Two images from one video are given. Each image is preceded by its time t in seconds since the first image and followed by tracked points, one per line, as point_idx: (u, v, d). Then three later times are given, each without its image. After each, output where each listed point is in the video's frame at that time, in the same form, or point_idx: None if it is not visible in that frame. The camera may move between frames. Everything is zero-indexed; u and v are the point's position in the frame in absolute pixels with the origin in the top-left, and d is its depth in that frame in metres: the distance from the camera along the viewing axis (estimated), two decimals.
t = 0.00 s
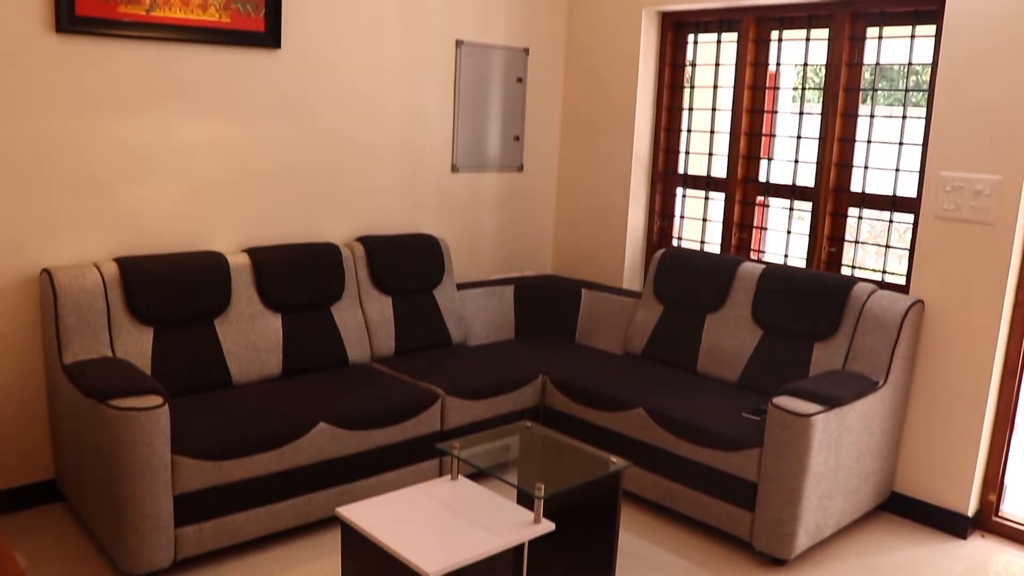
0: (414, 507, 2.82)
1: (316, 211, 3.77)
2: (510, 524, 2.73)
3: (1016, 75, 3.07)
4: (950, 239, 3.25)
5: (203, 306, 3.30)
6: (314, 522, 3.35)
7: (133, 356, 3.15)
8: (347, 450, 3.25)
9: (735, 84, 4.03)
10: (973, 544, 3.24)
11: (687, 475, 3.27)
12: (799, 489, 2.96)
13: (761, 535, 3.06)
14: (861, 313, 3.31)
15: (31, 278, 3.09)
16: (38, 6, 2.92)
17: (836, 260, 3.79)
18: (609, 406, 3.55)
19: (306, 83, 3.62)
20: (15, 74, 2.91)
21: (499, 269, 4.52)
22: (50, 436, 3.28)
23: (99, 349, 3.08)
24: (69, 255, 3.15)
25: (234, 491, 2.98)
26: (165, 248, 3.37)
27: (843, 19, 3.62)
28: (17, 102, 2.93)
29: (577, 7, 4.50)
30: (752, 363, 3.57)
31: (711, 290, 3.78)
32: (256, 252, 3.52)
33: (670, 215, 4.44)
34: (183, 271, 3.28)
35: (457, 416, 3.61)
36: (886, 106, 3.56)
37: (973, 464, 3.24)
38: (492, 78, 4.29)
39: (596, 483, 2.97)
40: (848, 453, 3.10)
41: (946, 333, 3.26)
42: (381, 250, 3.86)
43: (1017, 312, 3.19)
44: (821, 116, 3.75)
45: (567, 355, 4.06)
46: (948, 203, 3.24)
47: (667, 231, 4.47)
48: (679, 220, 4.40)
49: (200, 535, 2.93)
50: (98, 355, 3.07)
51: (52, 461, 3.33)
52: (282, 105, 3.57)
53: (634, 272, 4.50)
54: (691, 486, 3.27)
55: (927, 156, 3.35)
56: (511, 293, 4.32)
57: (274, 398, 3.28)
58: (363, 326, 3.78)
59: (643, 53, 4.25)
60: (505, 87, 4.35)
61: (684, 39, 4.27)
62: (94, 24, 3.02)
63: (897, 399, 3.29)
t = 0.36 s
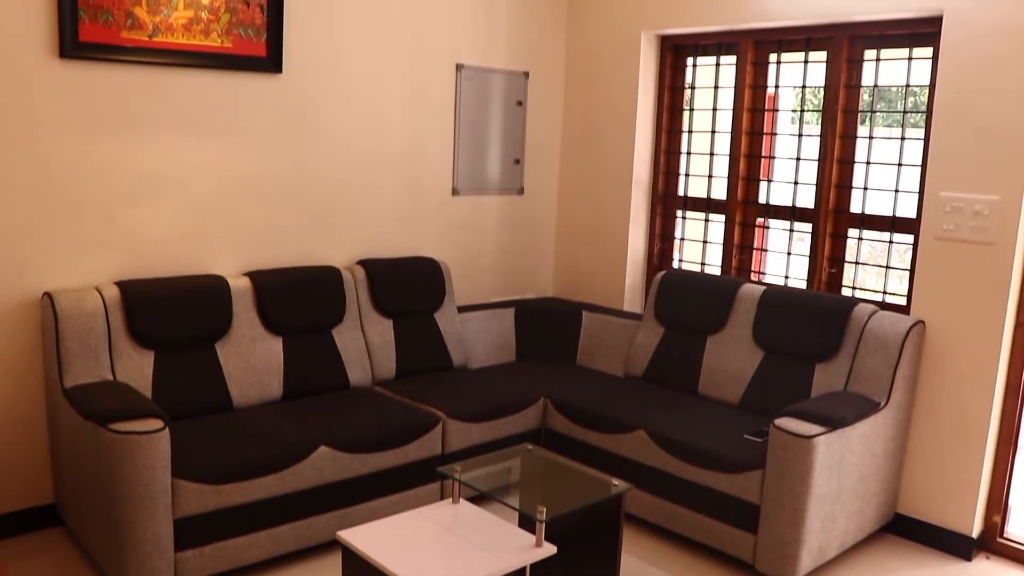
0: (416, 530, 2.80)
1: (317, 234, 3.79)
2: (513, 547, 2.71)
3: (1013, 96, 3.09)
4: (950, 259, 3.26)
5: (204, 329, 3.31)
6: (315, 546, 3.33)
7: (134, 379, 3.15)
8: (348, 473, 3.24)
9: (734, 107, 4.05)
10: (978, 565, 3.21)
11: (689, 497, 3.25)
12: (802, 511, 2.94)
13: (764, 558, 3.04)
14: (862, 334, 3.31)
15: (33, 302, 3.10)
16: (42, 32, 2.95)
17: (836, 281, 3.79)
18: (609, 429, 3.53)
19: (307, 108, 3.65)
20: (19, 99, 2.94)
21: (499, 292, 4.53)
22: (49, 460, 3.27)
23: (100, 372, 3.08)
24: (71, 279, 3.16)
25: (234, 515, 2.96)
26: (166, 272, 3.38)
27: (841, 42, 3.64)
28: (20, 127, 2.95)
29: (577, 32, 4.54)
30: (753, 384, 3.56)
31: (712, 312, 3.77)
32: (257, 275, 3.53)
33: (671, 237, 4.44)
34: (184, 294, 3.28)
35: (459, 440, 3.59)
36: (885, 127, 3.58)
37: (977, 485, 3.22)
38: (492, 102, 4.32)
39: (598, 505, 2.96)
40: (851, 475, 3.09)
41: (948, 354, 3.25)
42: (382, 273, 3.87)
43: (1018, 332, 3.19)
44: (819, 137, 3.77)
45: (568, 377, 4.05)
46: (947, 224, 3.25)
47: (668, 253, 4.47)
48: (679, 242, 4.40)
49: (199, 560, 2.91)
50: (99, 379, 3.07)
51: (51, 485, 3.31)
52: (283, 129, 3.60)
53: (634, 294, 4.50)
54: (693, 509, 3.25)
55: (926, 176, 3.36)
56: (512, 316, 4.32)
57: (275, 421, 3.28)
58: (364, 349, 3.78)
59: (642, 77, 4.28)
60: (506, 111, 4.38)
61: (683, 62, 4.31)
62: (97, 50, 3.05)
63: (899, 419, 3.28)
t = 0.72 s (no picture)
0: (417, 553, 2.78)
1: (318, 256, 3.80)
2: (514, 570, 2.69)
3: (1011, 116, 3.10)
4: (951, 278, 3.25)
5: (205, 352, 3.31)
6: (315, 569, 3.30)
7: (134, 402, 3.14)
8: (349, 495, 3.22)
9: (734, 127, 4.07)
10: None
11: (691, 518, 3.23)
12: (805, 532, 2.91)
13: None
14: (863, 354, 3.30)
15: (34, 324, 3.11)
16: (45, 56, 2.99)
17: (837, 301, 3.79)
18: (610, 450, 3.51)
19: (309, 130, 3.68)
20: (22, 122, 2.97)
21: (500, 313, 4.53)
22: (49, 483, 3.26)
23: (100, 395, 3.08)
24: (72, 301, 3.18)
25: (234, 538, 2.94)
26: (167, 294, 3.39)
27: (839, 62, 3.67)
28: (24, 149, 2.98)
29: (577, 55, 4.58)
30: (755, 404, 3.54)
31: (713, 333, 3.76)
32: (258, 297, 3.54)
33: (671, 258, 4.45)
34: (185, 316, 3.29)
35: (460, 462, 3.58)
36: (884, 147, 3.59)
37: (981, 505, 3.20)
38: (493, 124, 4.35)
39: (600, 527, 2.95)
40: (854, 495, 3.06)
41: (950, 373, 3.24)
42: (382, 295, 3.87)
43: (1020, 351, 3.18)
44: (819, 157, 3.78)
45: (570, 398, 4.04)
46: (947, 243, 3.25)
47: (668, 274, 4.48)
48: (680, 263, 4.41)
49: None
50: (99, 401, 3.06)
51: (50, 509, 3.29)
52: (285, 151, 3.63)
53: (635, 315, 4.50)
54: (696, 531, 3.22)
55: (925, 195, 3.37)
56: (513, 337, 4.32)
57: (275, 443, 3.27)
58: (364, 371, 3.77)
59: (642, 99, 4.31)
60: (506, 133, 4.41)
61: (682, 84, 4.34)
62: (100, 73, 3.09)
63: (902, 439, 3.26)
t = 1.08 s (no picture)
0: None
1: (319, 278, 3.81)
2: None
3: (1009, 135, 3.12)
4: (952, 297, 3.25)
5: (206, 374, 3.31)
6: None
7: (135, 424, 3.14)
8: (350, 518, 3.20)
9: (733, 148, 4.09)
10: None
11: (694, 540, 3.20)
12: (808, 553, 2.89)
13: None
14: (865, 374, 3.29)
15: (35, 346, 3.11)
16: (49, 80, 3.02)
17: (838, 320, 3.79)
18: (612, 471, 3.49)
19: (310, 152, 3.71)
20: (25, 145, 2.99)
21: (501, 334, 4.53)
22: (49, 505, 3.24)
23: (100, 417, 3.07)
24: (73, 322, 3.18)
25: (235, 562, 2.92)
26: (168, 316, 3.39)
27: (837, 83, 3.69)
28: (26, 172, 3.01)
29: (577, 77, 4.62)
30: (756, 425, 3.53)
31: (714, 353, 3.76)
32: (259, 318, 3.54)
33: (672, 278, 4.45)
34: (186, 339, 3.29)
35: (461, 484, 3.56)
36: (884, 166, 3.60)
37: (986, 525, 3.18)
38: (493, 147, 4.38)
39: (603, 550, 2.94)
40: (857, 516, 3.04)
41: (952, 393, 3.24)
42: (383, 316, 3.87)
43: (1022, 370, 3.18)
44: (818, 177, 3.79)
45: (571, 420, 4.03)
46: (947, 262, 3.25)
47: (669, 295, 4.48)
48: (680, 283, 4.41)
49: None
50: (100, 423, 3.06)
51: (50, 532, 3.27)
52: (286, 174, 3.65)
53: (636, 336, 4.50)
54: (699, 553, 3.20)
55: (925, 215, 3.38)
56: (514, 358, 4.31)
57: (275, 465, 3.26)
58: (365, 393, 3.76)
59: (642, 120, 4.33)
60: (506, 155, 4.43)
61: (682, 105, 4.36)
62: (103, 96, 3.12)
63: (905, 460, 3.25)
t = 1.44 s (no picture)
0: None
1: (322, 301, 3.82)
2: None
3: (1010, 156, 3.13)
4: (956, 318, 3.24)
5: (211, 398, 3.31)
6: None
7: (139, 448, 3.13)
8: (353, 543, 3.18)
9: (735, 170, 4.10)
10: None
11: (700, 564, 3.17)
12: None
13: None
14: (870, 395, 3.28)
15: (40, 371, 3.12)
16: (55, 106, 3.05)
17: (842, 342, 3.78)
18: (617, 495, 3.47)
19: (314, 177, 3.73)
20: (31, 170, 3.02)
21: (505, 358, 4.53)
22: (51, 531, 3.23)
23: (104, 441, 3.07)
24: (77, 347, 3.19)
25: None
26: (171, 339, 3.40)
27: (838, 104, 3.71)
28: (32, 197, 3.03)
29: (579, 101, 4.65)
30: (762, 447, 3.50)
31: (719, 376, 3.74)
32: (262, 342, 3.55)
33: (675, 300, 4.45)
34: (190, 362, 3.29)
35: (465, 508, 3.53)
36: (886, 187, 3.61)
37: (995, 548, 3.16)
38: (497, 170, 4.40)
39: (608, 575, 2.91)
40: (865, 539, 3.01)
41: (958, 414, 3.22)
42: (387, 339, 3.87)
43: None
44: (821, 199, 3.80)
45: (575, 443, 4.01)
46: (951, 282, 3.25)
47: (673, 317, 4.48)
48: (684, 305, 4.41)
49: None
50: (103, 447, 3.06)
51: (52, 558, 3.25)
52: (290, 198, 3.67)
53: (640, 358, 4.50)
54: None
55: (928, 235, 3.38)
56: (518, 381, 4.30)
57: (279, 489, 3.25)
58: (369, 417, 3.75)
59: (644, 143, 4.36)
60: (510, 178, 4.46)
61: (683, 128, 4.39)
62: (108, 121, 3.15)
63: (912, 481, 3.22)
